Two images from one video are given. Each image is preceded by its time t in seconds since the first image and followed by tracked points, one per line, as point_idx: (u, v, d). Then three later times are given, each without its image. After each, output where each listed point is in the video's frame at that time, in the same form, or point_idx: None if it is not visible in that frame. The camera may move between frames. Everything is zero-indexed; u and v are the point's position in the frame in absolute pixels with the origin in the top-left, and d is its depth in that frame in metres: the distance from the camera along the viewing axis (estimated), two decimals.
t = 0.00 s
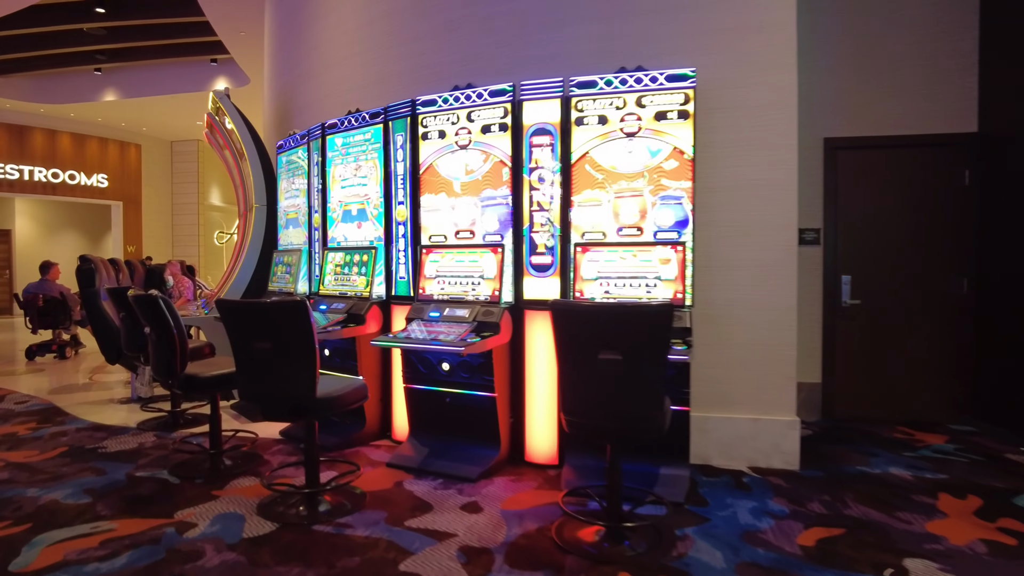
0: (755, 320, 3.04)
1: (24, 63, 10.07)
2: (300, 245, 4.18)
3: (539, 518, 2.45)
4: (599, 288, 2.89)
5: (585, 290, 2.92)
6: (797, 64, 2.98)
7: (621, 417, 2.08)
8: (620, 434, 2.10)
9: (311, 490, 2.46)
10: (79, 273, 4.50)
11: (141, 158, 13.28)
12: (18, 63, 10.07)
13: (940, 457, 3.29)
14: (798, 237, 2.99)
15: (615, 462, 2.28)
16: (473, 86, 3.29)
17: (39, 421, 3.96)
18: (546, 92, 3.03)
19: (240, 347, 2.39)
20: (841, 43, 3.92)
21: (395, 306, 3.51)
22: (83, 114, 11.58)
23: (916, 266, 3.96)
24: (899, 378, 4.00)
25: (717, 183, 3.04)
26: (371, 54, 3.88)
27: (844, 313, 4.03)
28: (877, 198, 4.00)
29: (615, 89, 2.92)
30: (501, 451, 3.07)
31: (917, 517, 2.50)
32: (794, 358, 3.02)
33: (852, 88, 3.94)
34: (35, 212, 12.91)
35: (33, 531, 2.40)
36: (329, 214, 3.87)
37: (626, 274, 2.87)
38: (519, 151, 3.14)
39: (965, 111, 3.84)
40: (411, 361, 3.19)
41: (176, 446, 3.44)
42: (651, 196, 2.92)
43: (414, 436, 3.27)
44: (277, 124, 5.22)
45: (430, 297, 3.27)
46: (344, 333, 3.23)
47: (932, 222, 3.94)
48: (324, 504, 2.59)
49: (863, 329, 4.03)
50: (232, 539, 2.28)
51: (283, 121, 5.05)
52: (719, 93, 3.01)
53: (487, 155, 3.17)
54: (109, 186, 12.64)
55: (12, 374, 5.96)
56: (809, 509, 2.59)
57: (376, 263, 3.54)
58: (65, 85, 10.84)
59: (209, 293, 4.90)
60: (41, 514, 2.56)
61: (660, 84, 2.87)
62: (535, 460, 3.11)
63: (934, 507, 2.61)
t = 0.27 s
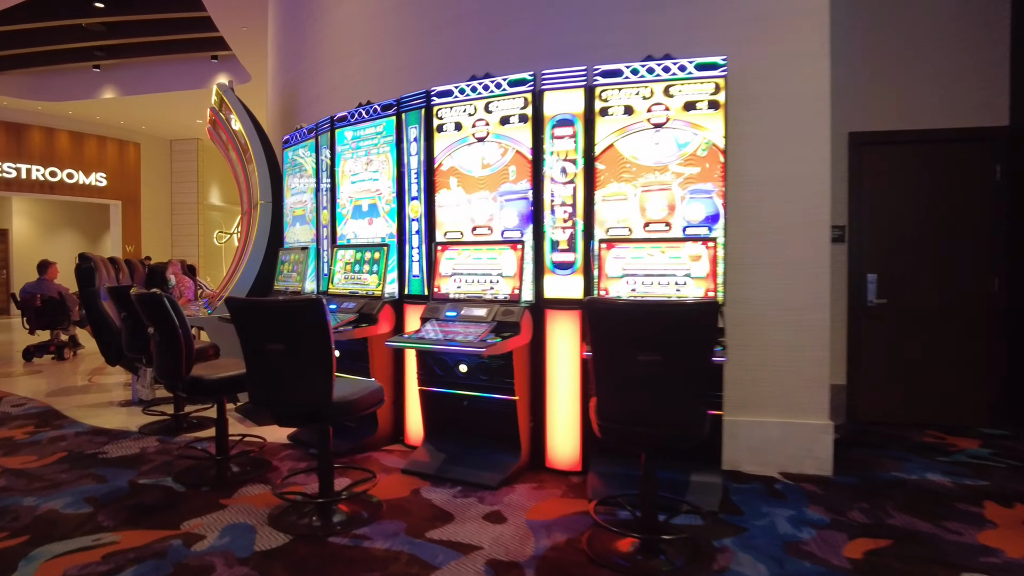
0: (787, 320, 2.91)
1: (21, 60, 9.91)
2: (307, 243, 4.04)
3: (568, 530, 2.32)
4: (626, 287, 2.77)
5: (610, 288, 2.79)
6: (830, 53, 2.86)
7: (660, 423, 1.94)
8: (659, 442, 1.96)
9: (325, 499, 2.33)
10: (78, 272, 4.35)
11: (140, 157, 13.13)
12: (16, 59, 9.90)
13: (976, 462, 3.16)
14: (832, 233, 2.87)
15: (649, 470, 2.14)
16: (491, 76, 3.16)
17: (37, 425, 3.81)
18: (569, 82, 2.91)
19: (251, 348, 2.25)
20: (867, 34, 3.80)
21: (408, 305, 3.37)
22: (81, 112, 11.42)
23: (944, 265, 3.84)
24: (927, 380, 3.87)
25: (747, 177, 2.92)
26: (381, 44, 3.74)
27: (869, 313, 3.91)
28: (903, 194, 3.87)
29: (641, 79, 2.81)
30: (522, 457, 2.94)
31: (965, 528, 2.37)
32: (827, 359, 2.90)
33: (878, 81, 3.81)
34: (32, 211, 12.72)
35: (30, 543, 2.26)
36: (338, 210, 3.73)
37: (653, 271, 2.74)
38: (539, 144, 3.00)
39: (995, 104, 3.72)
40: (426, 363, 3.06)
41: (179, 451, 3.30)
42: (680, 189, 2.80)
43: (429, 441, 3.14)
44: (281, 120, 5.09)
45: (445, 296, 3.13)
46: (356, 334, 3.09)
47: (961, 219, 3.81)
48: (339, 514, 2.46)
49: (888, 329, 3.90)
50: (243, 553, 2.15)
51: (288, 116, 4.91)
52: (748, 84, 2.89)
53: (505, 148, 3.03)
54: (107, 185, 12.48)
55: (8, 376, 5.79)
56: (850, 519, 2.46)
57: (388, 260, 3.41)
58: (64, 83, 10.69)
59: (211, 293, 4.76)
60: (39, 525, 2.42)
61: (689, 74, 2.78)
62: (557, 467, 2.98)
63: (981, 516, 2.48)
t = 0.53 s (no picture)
0: (828, 321, 2.76)
1: (20, 55, 9.73)
2: (316, 241, 3.88)
3: (606, 547, 2.17)
4: (661, 286, 2.61)
5: (644, 288, 2.65)
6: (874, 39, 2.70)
7: (716, 432, 1.84)
8: (714, 452, 1.86)
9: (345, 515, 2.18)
10: (79, 270, 4.19)
11: (139, 154, 12.94)
12: (14, 54, 9.73)
13: None
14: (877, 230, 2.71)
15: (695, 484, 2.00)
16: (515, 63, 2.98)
17: (35, 431, 3.64)
18: (600, 69, 2.75)
19: (267, 352, 2.10)
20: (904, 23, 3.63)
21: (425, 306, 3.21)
22: (80, 108, 11.23)
23: (983, 264, 3.68)
24: (964, 383, 3.72)
25: (786, 170, 2.76)
26: (394, 33, 3.57)
27: (903, 313, 3.75)
28: (940, 189, 3.71)
29: (677, 66, 2.66)
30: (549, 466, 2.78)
31: None
32: (871, 363, 2.74)
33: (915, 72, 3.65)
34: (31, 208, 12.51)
35: (29, 562, 2.10)
36: (350, 206, 3.57)
37: (691, 269, 2.59)
38: (566, 135, 2.85)
39: None
40: (446, 367, 2.89)
41: (185, 459, 3.14)
42: (718, 183, 2.66)
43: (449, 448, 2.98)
44: (288, 112, 4.91)
45: (466, 296, 2.97)
46: (372, 336, 2.93)
47: (1000, 215, 3.65)
48: (359, 530, 2.30)
49: (924, 330, 3.75)
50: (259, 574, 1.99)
51: (295, 108, 4.74)
52: (789, 72, 2.73)
53: (531, 140, 2.87)
54: (107, 183, 12.30)
55: (5, 377, 5.62)
56: (904, 534, 2.31)
57: (405, 259, 3.25)
58: (63, 78, 10.50)
59: (216, 292, 4.59)
60: (38, 541, 2.25)
61: (729, 61, 2.62)
62: (586, 477, 2.83)
63: None
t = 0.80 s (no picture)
0: (875, 326, 2.63)
1: (24, 52, 9.62)
2: (333, 241, 3.76)
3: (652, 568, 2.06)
4: (703, 290, 2.52)
5: (686, 291, 2.54)
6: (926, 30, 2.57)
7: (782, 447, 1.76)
8: (777, 468, 1.78)
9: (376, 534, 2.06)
10: (88, 272, 4.07)
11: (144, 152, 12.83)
12: (18, 52, 9.62)
13: None
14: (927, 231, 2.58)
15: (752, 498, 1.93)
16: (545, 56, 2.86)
17: (43, 437, 3.52)
18: (638, 62, 2.64)
19: (296, 361, 1.97)
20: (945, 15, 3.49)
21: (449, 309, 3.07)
22: (85, 106, 11.12)
23: None
24: (1004, 389, 3.59)
25: (831, 168, 2.63)
26: (415, 26, 3.44)
27: (942, 317, 3.62)
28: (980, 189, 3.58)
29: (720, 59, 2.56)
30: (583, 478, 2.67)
31: None
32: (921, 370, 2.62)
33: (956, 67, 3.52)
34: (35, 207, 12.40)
35: None
36: (369, 205, 3.45)
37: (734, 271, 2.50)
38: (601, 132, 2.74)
39: None
40: (476, 374, 2.78)
41: (201, 468, 3.02)
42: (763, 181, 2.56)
43: (476, 458, 2.86)
44: (302, 109, 4.78)
45: (494, 299, 2.85)
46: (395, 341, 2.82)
47: None
48: (391, 548, 2.18)
49: (962, 335, 3.62)
50: None
51: (309, 104, 4.62)
52: (835, 66, 2.60)
53: (563, 137, 2.76)
54: (111, 181, 12.19)
55: (11, 379, 5.51)
56: (964, 552, 2.18)
57: (428, 260, 3.14)
58: (67, 76, 10.39)
59: (229, 292, 4.48)
60: (53, 558, 2.14)
61: (773, 54, 2.53)
62: (620, 489, 2.73)
63: None
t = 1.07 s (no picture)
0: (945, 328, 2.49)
1: (47, 53, 9.67)
2: (365, 240, 3.68)
3: None
4: (764, 290, 2.42)
5: (746, 292, 2.45)
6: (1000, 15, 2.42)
7: (877, 458, 1.62)
8: (867, 482, 1.65)
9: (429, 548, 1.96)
10: (117, 271, 4.02)
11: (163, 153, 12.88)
12: (41, 52, 9.67)
13: None
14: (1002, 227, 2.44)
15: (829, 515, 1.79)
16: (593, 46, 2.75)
17: (72, 440, 3.45)
18: (694, 52, 2.52)
19: (346, 364, 1.87)
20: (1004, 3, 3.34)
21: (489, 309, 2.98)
22: (106, 107, 11.17)
23: None
24: None
25: (898, 162, 2.49)
26: (452, 18, 3.35)
27: (1001, 319, 3.45)
28: None
29: (780, 48, 2.44)
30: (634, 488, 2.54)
31: None
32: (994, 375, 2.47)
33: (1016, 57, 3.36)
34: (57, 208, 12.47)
35: None
36: (404, 203, 3.37)
37: (797, 270, 2.40)
38: (653, 125, 2.63)
39: None
40: (520, 379, 2.69)
41: (234, 474, 2.93)
42: (826, 176, 2.44)
43: (520, 465, 2.75)
44: (329, 106, 4.71)
45: (538, 300, 2.74)
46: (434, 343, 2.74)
47: None
48: (445, 563, 2.07)
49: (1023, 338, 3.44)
50: None
51: (338, 101, 4.55)
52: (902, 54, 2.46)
53: (612, 131, 2.66)
54: (131, 182, 12.23)
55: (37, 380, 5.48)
56: None
57: (468, 259, 3.05)
58: (89, 76, 10.44)
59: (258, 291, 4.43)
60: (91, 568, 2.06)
61: (837, 42, 2.41)
62: (671, 497, 2.64)
63: None
